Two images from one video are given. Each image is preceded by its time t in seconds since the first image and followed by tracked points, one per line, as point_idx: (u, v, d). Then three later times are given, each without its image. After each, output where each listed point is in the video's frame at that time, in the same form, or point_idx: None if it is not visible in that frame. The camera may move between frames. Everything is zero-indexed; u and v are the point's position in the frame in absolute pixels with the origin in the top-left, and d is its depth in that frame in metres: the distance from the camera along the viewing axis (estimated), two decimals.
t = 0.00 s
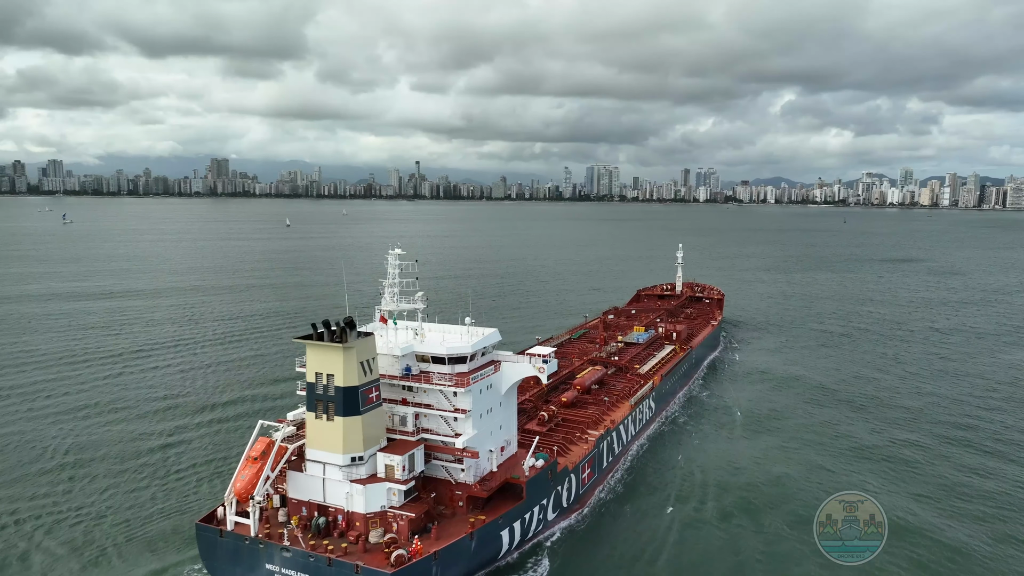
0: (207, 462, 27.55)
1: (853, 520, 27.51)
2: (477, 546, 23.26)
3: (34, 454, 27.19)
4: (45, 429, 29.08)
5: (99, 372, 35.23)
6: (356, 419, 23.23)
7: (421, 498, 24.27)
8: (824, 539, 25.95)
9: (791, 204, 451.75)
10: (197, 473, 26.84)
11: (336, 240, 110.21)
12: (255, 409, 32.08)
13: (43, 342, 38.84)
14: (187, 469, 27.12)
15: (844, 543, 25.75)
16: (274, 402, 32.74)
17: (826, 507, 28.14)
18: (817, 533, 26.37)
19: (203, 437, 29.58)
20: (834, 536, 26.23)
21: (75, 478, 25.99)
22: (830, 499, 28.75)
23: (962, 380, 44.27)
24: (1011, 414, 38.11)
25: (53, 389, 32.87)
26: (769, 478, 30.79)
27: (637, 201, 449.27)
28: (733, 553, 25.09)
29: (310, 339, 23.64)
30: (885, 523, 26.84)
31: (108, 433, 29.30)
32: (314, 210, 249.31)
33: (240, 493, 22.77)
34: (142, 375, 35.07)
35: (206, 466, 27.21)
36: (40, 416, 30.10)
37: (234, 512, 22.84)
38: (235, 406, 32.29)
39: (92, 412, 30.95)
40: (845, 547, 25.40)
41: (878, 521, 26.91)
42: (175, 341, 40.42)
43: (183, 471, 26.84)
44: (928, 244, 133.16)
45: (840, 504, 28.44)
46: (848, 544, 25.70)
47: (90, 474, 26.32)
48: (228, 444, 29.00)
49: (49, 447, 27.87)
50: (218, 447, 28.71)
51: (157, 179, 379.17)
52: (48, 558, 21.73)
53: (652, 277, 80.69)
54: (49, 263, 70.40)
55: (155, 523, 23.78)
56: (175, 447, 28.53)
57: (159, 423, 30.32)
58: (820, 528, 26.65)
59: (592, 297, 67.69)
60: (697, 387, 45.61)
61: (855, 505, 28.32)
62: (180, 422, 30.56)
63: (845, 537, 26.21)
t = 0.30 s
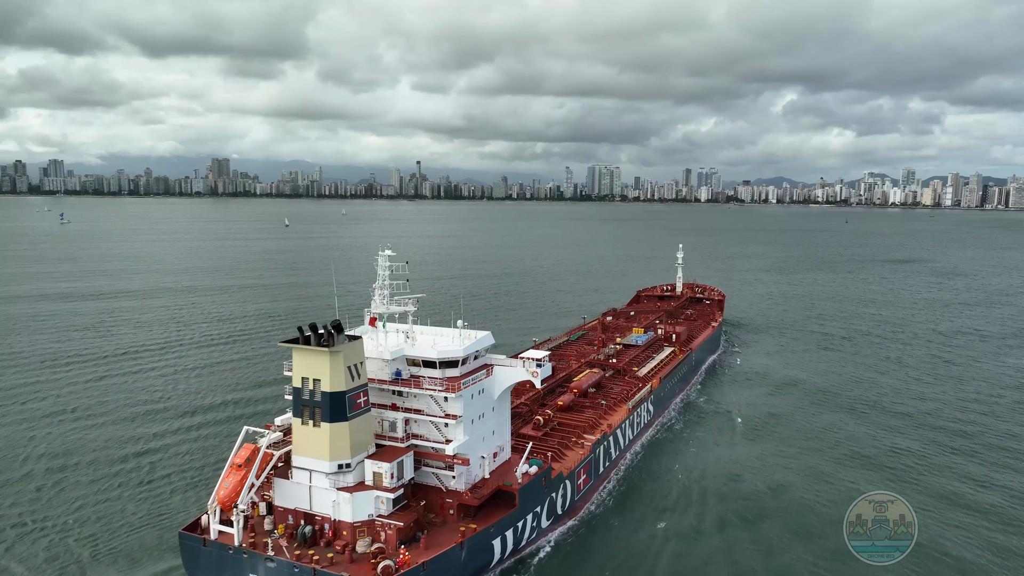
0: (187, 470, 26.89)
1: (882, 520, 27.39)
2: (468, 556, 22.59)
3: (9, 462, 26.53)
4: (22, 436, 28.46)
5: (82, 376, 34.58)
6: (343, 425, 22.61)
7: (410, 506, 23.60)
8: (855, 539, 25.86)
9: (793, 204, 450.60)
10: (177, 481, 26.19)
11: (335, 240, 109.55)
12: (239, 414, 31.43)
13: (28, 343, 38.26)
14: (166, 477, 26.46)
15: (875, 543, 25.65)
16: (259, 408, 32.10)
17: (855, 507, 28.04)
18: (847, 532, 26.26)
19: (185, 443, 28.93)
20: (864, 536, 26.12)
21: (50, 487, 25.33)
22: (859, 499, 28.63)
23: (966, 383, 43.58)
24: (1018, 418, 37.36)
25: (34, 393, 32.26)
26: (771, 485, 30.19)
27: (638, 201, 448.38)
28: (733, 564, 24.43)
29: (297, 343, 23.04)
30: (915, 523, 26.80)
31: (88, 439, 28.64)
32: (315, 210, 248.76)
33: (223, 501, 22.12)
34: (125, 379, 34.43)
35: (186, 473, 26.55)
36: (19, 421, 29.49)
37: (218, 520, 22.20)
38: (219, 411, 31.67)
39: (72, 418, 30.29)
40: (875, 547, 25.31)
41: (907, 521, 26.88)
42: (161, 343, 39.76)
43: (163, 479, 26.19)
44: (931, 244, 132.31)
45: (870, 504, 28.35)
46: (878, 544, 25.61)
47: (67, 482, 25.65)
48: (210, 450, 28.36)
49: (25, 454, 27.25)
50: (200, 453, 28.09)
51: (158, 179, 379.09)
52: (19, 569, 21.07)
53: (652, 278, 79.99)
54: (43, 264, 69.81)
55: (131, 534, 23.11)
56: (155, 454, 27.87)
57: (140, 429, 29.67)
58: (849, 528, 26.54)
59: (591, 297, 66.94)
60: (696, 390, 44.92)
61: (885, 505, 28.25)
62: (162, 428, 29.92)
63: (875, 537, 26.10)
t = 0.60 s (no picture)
0: (166, 475, 26.07)
1: (912, 521, 27.39)
2: (457, 566, 21.93)
3: None
4: None
5: (63, 379, 33.81)
6: (329, 432, 21.97)
7: (398, 515, 22.92)
8: (884, 538, 25.88)
9: (794, 204, 449.43)
10: (155, 487, 25.36)
11: (332, 240, 108.76)
12: (223, 419, 30.63)
13: (10, 347, 37.47)
14: (146, 482, 25.68)
15: (905, 543, 25.63)
16: (244, 412, 31.30)
17: (885, 507, 28.05)
18: (877, 531, 26.26)
19: (165, 448, 28.12)
20: (894, 536, 26.13)
21: (22, 493, 24.50)
22: (889, 500, 28.66)
23: (971, 385, 42.84)
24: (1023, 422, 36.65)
25: (13, 397, 31.43)
26: (771, 492, 29.55)
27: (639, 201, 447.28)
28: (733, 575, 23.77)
29: (281, 346, 22.31)
30: (945, 523, 26.80)
31: (65, 444, 27.83)
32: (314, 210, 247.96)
33: (205, 510, 21.46)
34: (108, 383, 33.68)
35: (166, 478, 25.77)
36: None
37: (200, 529, 21.57)
38: (203, 415, 30.88)
39: (50, 421, 29.49)
40: (905, 546, 25.33)
41: (938, 521, 26.87)
42: (147, 346, 38.99)
43: (140, 484, 25.38)
44: (933, 245, 131.37)
45: (899, 504, 28.40)
46: (908, 544, 25.60)
47: (40, 487, 24.83)
48: (191, 455, 27.55)
49: None
50: (181, 458, 27.29)
51: (158, 179, 378.58)
52: None
53: (651, 278, 79.18)
54: (36, 264, 69.03)
55: (104, 540, 22.26)
56: (135, 459, 27.09)
57: (120, 434, 28.87)
58: (879, 527, 26.56)
59: (589, 298, 66.16)
60: (695, 393, 44.25)
61: (914, 506, 28.30)
62: (143, 432, 29.12)
63: (905, 537, 26.12)
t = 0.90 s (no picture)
0: (140, 485, 25.24)
1: (942, 520, 27.15)
2: None
3: None
4: None
5: (41, 383, 33.02)
6: (313, 439, 21.34)
7: (386, 523, 22.27)
8: (914, 538, 25.66)
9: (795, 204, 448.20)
10: (128, 497, 24.53)
11: (330, 240, 108.15)
12: (203, 425, 29.85)
13: None
14: (124, 489, 25.02)
15: (935, 543, 25.41)
16: (224, 418, 30.52)
17: (915, 507, 27.82)
18: (907, 532, 26.06)
19: (146, 453, 27.47)
20: (924, 536, 25.90)
21: None
22: (918, 500, 28.41)
23: (974, 388, 42.17)
24: None
25: None
26: (772, 498, 28.92)
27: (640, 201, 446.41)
28: None
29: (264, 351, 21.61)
30: (975, 524, 26.53)
31: (37, 452, 27.00)
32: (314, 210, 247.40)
33: (185, 519, 20.82)
34: (89, 386, 32.99)
35: (146, 485, 25.14)
36: None
37: (181, 539, 20.94)
38: (182, 421, 30.09)
39: (26, 427, 28.75)
40: (936, 547, 25.10)
41: (968, 522, 26.61)
42: (130, 349, 38.25)
43: (118, 491, 24.72)
44: (935, 245, 130.54)
45: (929, 504, 28.15)
46: (938, 544, 25.37)
47: (10, 496, 24.07)
48: (167, 464, 26.75)
49: None
50: (156, 466, 26.49)
51: (158, 179, 378.23)
52: None
53: (650, 279, 78.54)
54: (29, 265, 68.47)
55: (73, 552, 21.50)
56: (114, 465, 26.43)
57: (95, 441, 28.05)
58: (909, 527, 26.36)
59: (588, 298, 65.51)
60: (693, 396, 43.59)
61: (944, 505, 28.05)
62: (121, 438, 28.41)
63: (935, 537, 25.87)
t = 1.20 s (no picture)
0: (109, 496, 24.32)
1: (973, 521, 27.13)
2: None
3: None
4: None
5: (19, 387, 32.26)
6: (296, 446, 20.69)
7: (371, 533, 21.62)
8: (944, 538, 25.71)
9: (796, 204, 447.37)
10: (105, 503, 23.91)
11: (327, 241, 107.44)
12: (181, 433, 28.98)
13: None
14: (101, 495, 24.37)
15: (965, 543, 25.44)
16: (203, 426, 29.63)
17: (945, 507, 27.84)
18: (937, 532, 26.12)
19: (125, 459, 26.85)
20: (954, 536, 25.97)
21: None
22: (948, 500, 28.40)
23: (977, 391, 41.58)
24: None
25: None
26: (772, 506, 28.31)
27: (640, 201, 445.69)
28: None
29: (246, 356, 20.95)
30: (1006, 524, 26.44)
31: (11, 458, 26.29)
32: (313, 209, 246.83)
33: (164, 529, 20.12)
34: (70, 389, 32.35)
35: (123, 492, 24.52)
36: None
37: (160, 549, 20.28)
38: (160, 428, 29.24)
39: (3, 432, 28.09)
40: (966, 546, 25.13)
41: (998, 522, 26.56)
42: (111, 352, 37.45)
43: (95, 498, 24.11)
44: (936, 246, 129.14)
45: (959, 504, 28.12)
46: (968, 544, 25.38)
47: None
48: (140, 473, 25.84)
49: None
50: (131, 474, 25.71)
51: (158, 179, 377.73)
52: None
53: (649, 279, 77.90)
54: (21, 265, 67.81)
55: (46, 561, 20.86)
56: (92, 471, 25.80)
57: (69, 448, 27.26)
58: (939, 527, 26.43)
59: (586, 299, 64.86)
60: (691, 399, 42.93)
61: (974, 505, 28.00)
62: (100, 443, 27.78)
63: (965, 537, 25.90)
